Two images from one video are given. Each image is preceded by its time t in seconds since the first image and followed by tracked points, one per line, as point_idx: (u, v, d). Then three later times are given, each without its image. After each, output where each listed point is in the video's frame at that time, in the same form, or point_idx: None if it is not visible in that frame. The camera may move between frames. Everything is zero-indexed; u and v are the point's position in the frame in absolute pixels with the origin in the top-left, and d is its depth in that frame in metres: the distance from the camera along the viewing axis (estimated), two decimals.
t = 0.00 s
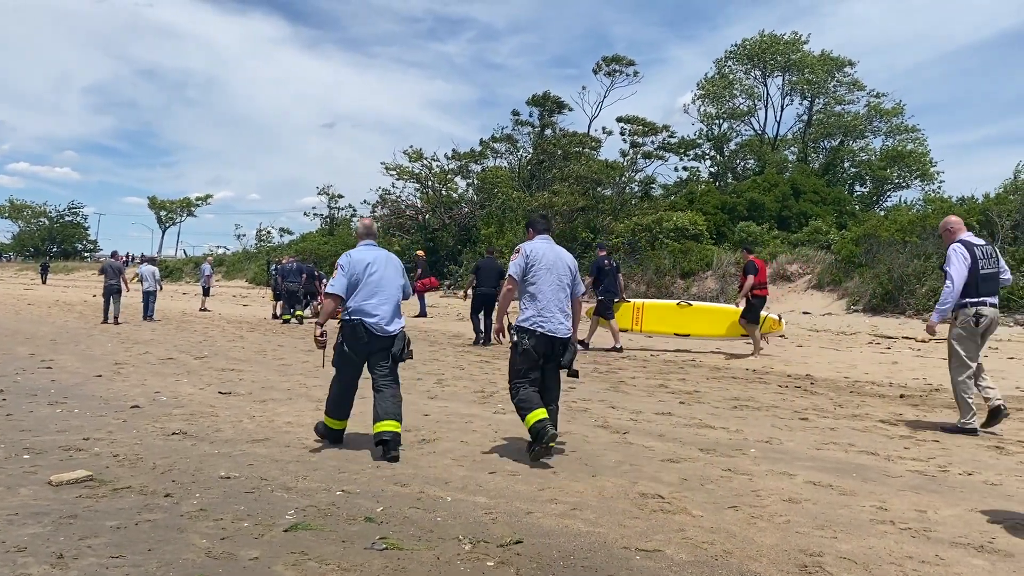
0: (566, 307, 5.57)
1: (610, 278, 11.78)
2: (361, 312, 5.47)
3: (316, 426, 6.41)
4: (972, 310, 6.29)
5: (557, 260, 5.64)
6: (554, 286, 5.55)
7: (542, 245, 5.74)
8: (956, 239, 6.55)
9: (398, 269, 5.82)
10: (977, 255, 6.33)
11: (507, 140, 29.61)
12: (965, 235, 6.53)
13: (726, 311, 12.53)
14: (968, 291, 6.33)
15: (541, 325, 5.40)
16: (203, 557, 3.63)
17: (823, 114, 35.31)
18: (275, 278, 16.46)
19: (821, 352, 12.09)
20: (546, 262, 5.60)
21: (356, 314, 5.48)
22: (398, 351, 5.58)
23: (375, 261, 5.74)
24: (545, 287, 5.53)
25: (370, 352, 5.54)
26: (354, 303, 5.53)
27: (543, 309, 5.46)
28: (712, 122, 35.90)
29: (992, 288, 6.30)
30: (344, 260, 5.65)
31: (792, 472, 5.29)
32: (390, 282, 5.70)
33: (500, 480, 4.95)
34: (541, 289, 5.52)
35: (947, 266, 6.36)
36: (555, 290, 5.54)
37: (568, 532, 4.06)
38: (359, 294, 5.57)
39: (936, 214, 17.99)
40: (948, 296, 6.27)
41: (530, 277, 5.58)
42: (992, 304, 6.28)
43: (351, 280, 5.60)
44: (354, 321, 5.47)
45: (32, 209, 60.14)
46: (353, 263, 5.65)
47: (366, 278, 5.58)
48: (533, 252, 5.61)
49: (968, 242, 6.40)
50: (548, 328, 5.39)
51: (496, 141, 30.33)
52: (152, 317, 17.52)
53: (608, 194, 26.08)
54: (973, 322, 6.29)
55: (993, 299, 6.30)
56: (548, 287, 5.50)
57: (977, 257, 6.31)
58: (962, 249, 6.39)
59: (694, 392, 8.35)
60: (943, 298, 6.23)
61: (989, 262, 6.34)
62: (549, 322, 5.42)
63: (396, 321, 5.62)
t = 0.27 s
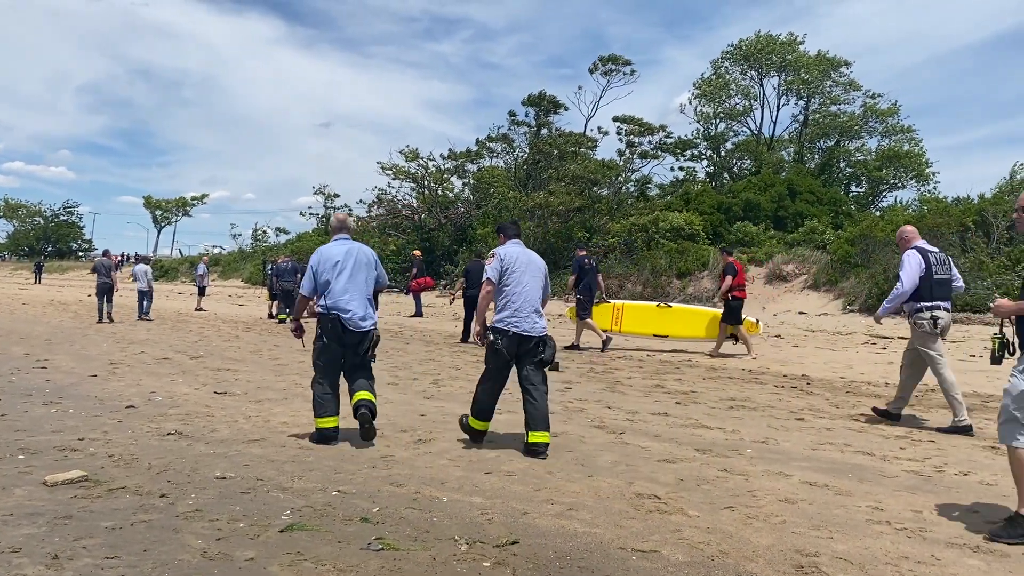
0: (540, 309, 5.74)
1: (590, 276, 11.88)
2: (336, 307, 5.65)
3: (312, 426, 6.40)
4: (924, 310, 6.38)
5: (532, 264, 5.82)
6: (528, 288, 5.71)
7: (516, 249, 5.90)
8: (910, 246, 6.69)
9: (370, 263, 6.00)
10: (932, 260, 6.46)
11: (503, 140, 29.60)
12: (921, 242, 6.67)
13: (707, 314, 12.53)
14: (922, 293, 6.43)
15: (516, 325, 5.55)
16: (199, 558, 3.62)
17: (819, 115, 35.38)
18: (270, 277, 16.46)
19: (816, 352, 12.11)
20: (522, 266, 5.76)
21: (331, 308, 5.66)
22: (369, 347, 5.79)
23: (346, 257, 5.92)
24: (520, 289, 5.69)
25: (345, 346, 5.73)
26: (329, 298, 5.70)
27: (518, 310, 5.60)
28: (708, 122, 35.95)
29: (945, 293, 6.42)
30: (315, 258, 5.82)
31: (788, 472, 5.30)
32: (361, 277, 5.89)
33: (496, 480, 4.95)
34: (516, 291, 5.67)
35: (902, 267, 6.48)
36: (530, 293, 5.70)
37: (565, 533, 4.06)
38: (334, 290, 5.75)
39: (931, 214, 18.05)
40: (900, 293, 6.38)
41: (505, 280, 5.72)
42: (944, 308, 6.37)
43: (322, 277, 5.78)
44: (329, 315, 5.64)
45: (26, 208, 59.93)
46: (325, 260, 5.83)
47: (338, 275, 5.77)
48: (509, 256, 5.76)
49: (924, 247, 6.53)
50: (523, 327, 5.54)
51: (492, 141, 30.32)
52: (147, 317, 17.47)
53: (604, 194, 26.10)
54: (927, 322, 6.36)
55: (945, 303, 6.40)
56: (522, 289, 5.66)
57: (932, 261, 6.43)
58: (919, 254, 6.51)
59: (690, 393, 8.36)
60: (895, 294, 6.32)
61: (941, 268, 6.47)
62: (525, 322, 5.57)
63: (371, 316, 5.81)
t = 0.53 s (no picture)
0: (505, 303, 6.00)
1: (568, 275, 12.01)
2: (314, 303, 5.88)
3: (303, 425, 6.38)
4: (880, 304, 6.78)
5: (495, 262, 6.04)
6: (493, 284, 5.95)
7: (479, 247, 6.10)
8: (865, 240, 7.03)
9: (352, 263, 6.23)
10: (885, 255, 6.81)
11: (496, 139, 29.58)
12: (874, 236, 7.00)
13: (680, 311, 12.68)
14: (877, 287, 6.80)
15: (483, 321, 5.81)
16: (190, 557, 3.60)
17: (811, 114, 35.49)
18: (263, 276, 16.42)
19: (808, 351, 12.15)
20: (485, 264, 5.99)
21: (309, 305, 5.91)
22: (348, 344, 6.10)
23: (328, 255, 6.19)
24: (485, 286, 5.93)
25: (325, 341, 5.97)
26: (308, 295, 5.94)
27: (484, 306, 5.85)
28: (701, 122, 36.02)
29: (897, 286, 6.82)
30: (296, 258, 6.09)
31: (780, 471, 5.32)
32: (342, 275, 6.12)
33: (488, 479, 4.95)
34: (481, 288, 5.91)
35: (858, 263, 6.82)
36: (495, 290, 5.94)
37: (557, 531, 4.06)
38: (313, 287, 5.99)
39: (923, 214, 18.13)
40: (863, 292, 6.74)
41: (470, 279, 5.94)
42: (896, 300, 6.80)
43: (302, 275, 6.05)
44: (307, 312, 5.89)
45: (16, 207, 59.52)
46: (305, 260, 6.11)
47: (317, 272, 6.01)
48: (472, 256, 5.97)
49: (876, 243, 6.86)
50: (489, 323, 5.80)
51: (485, 140, 30.29)
52: (139, 316, 17.37)
53: (597, 193, 26.12)
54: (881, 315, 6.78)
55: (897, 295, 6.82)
56: (487, 285, 5.89)
57: (885, 256, 6.78)
58: (871, 249, 6.85)
59: (683, 391, 8.38)
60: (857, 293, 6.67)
61: (893, 261, 6.83)
62: (490, 318, 5.83)
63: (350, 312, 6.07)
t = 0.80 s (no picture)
0: (474, 298, 6.17)
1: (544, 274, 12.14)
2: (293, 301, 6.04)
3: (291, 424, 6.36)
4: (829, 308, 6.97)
5: (463, 258, 6.20)
6: (461, 281, 6.12)
7: (447, 245, 6.27)
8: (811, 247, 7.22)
9: (335, 263, 6.39)
10: (831, 260, 7.00)
11: (485, 138, 29.57)
12: (818, 242, 7.20)
13: (652, 309, 12.91)
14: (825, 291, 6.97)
15: (454, 317, 5.98)
16: (176, 556, 3.58)
17: (799, 114, 35.67)
18: (251, 274, 16.31)
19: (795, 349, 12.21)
20: (452, 261, 6.15)
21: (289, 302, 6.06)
22: (323, 340, 6.25)
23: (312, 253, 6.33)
24: (453, 282, 6.10)
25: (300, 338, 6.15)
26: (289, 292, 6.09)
27: (455, 303, 6.02)
28: (690, 121, 36.13)
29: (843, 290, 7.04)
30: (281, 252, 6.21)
31: (767, 469, 5.34)
32: (325, 275, 6.26)
33: (477, 478, 4.95)
34: (450, 285, 6.07)
35: (807, 267, 6.94)
36: (462, 285, 6.11)
37: (545, 530, 4.07)
38: (295, 283, 6.13)
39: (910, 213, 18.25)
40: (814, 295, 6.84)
41: (438, 276, 6.12)
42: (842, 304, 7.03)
43: (285, 270, 6.18)
44: (286, 307, 6.04)
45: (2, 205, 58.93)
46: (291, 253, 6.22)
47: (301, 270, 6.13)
48: (439, 253, 6.13)
49: (823, 247, 7.04)
50: (460, 319, 5.98)
51: (474, 139, 30.26)
52: (126, 314, 17.26)
53: (586, 192, 26.15)
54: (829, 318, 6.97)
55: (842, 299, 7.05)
56: (455, 283, 6.06)
57: (833, 261, 6.97)
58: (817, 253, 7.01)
59: (671, 390, 8.41)
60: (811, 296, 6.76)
61: (840, 266, 7.04)
62: (461, 314, 6.00)
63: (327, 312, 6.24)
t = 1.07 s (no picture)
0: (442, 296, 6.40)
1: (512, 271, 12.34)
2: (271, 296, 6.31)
3: (275, 422, 6.34)
4: (772, 298, 7.21)
5: (436, 256, 6.42)
6: (432, 277, 6.35)
7: (423, 242, 6.51)
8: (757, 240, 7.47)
9: (311, 259, 6.69)
10: (773, 253, 7.29)
11: (471, 136, 29.55)
12: (764, 236, 7.45)
13: (619, 307, 13.24)
14: (767, 283, 7.24)
15: (422, 312, 6.20)
16: (159, 556, 3.57)
17: (783, 114, 35.89)
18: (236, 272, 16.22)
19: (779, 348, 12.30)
20: (426, 258, 6.38)
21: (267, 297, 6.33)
22: (301, 331, 6.49)
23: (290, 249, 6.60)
24: (423, 280, 6.33)
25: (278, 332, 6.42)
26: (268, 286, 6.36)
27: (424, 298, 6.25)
28: (675, 121, 36.27)
29: (786, 282, 7.28)
30: (260, 247, 6.46)
31: (750, 467, 5.39)
32: (302, 271, 6.55)
33: (462, 476, 4.96)
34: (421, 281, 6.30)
35: (748, 260, 7.24)
36: (433, 283, 6.33)
37: (530, 529, 4.09)
38: (273, 278, 6.39)
39: (893, 213, 18.42)
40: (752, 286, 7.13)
41: (410, 270, 6.36)
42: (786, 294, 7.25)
43: (265, 265, 6.42)
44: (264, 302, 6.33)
45: None
46: (270, 250, 6.47)
47: (281, 264, 6.37)
48: (413, 250, 6.37)
49: (765, 242, 7.33)
50: (428, 314, 6.20)
51: (460, 137, 30.23)
52: (110, 313, 17.12)
53: (572, 191, 26.20)
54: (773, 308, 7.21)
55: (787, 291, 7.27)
56: (426, 279, 6.29)
57: (774, 255, 7.25)
58: (760, 248, 7.31)
59: (655, 388, 8.46)
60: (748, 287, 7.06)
61: (782, 260, 7.30)
62: (429, 310, 6.22)
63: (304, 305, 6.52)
